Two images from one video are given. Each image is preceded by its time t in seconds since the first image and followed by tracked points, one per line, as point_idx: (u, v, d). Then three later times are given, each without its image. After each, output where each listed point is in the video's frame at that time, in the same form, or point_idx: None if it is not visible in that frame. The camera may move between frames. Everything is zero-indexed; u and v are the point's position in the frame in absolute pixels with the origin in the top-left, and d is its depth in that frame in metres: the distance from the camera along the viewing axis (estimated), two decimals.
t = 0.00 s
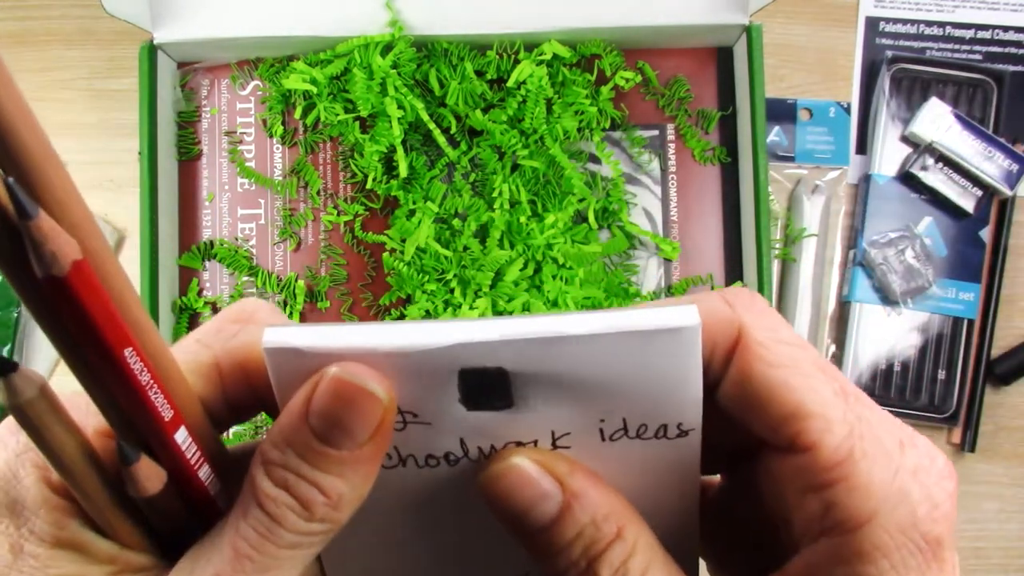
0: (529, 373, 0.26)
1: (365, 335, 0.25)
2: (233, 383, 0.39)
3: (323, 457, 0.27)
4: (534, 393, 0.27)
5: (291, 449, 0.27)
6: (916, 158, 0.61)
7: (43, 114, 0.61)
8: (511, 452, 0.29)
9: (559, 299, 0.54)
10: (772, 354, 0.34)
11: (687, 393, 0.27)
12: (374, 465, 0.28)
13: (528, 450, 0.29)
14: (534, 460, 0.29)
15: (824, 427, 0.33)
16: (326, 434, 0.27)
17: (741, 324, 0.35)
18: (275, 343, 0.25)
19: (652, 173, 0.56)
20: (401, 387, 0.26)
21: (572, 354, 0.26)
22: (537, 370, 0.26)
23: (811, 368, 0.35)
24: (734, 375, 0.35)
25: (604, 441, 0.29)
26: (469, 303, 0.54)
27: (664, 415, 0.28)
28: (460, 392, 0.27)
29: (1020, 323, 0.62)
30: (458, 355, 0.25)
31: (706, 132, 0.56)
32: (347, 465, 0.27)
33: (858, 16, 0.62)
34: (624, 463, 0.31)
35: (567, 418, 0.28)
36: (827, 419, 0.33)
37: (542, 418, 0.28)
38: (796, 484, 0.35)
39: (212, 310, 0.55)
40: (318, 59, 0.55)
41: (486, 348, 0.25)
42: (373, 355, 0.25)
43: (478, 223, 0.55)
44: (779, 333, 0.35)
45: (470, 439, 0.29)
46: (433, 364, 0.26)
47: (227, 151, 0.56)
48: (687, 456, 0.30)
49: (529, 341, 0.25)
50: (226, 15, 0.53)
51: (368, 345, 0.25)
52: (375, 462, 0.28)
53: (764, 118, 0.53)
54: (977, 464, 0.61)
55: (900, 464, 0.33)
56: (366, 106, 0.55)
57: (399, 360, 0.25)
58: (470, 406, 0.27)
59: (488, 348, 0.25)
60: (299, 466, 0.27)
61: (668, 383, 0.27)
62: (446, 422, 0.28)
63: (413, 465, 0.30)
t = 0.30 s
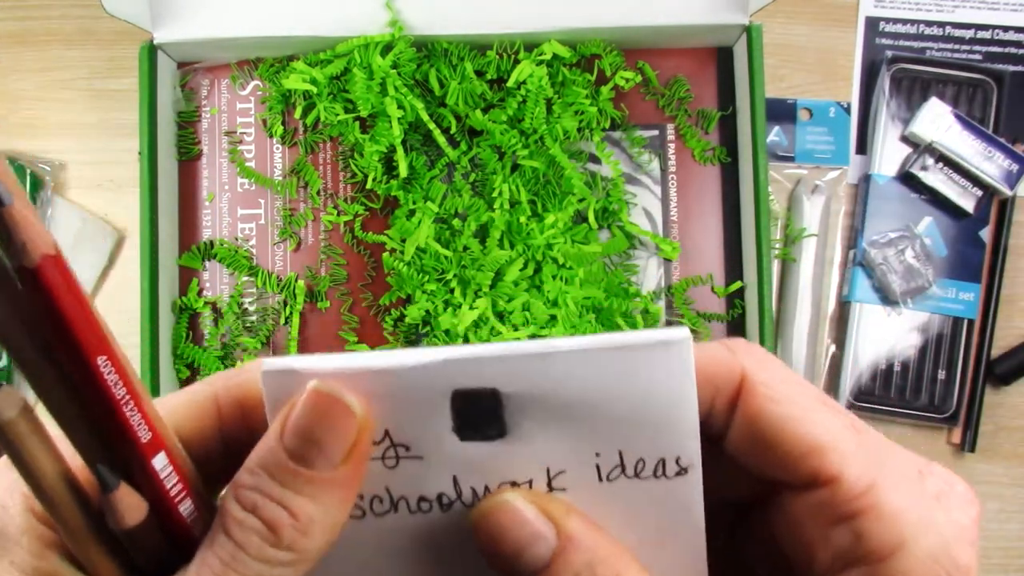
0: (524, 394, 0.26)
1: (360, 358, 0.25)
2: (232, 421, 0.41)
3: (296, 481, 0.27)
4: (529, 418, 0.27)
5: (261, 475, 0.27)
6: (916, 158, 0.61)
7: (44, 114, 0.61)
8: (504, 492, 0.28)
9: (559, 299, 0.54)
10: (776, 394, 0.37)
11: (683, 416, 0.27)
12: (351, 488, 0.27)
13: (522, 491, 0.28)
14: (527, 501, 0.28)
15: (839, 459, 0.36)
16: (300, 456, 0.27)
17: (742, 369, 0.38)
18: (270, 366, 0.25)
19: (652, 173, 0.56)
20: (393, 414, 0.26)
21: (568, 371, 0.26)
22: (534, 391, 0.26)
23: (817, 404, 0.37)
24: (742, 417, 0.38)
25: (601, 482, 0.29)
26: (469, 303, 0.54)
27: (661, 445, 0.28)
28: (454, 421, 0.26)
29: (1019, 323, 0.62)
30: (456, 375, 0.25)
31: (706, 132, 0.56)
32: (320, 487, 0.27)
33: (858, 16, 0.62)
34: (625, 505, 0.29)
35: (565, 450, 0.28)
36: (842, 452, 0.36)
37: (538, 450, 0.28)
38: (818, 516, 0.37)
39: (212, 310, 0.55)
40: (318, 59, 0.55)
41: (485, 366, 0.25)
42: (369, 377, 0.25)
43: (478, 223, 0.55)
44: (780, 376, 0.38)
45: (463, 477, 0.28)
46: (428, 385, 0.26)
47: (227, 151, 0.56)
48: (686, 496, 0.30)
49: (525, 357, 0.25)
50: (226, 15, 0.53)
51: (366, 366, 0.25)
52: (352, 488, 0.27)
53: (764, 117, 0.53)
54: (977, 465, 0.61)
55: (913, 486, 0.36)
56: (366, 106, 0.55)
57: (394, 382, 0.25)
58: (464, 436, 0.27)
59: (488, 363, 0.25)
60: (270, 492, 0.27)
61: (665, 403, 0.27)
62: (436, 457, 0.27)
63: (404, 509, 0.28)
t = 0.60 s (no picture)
0: (529, 517, 0.26)
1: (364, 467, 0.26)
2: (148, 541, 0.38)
3: None
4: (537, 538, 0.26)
5: None
6: (916, 158, 0.61)
7: (43, 114, 0.61)
8: None
9: (559, 299, 0.54)
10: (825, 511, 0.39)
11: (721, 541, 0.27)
12: None
13: None
14: None
15: None
16: None
17: (789, 487, 0.40)
18: (209, 479, 0.26)
19: (652, 172, 0.56)
20: (383, 534, 0.26)
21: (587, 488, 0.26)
22: (541, 513, 0.26)
23: (865, 520, 0.38)
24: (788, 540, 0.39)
25: None
26: (469, 303, 0.54)
27: None
28: (446, 548, 0.26)
29: (1019, 323, 0.62)
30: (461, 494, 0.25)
31: (706, 132, 0.56)
32: None
33: (858, 17, 0.62)
34: None
35: None
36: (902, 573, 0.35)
37: None
38: None
39: (212, 310, 0.55)
40: (318, 59, 0.55)
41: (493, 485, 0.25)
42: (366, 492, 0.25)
43: (478, 223, 0.55)
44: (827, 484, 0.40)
45: None
46: (429, 499, 0.26)
47: (227, 151, 0.56)
48: None
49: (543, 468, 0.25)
50: (226, 14, 0.53)
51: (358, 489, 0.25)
52: None
53: (764, 117, 0.53)
54: (977, 465, 0.61)
55: None
56: (366, 106, 0.55)
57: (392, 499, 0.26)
58: (452, 565, 0.26)
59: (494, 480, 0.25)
60: None
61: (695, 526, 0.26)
62: None
63: None
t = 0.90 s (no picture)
0: (533, 505, 0.25)
1: (353, 453, 0.24)
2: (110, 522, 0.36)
3: None
4: (539, 523, 0.26)
5: None
6: (916, 158, 0.61)
7: (43, 114, 0.61)
8: None
9: (559, 299, 0.54)
10: (856, 497, 0.38)
11: (735, 521, 0.26)
12: None
13: None
14: None
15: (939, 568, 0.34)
16: None
17: (818, 471, 0.39)
18: (177, 466, 0.24)
19: (652, 172, 0.56)
20: (376, 518, 0.25)
21: (594, 474, 0.25)
22: (541, 499, 0.25)
23: (901, 508, 0.37)
24: (817, 529, 0.38)
25: None
26: (469, 303, 0.54)
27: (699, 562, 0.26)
28: (443, 532, 0.25)
29: (1019, 323, 0.62)
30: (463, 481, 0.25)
31: (707, 132, 0.56)
32: None
33: (858, 16, 0.62)
34: None
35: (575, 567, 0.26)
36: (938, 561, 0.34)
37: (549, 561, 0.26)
38: None
39: (212, 310, 0.55)
40: (318, 59, 0.55)
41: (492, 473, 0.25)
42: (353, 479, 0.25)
43: (478, 223, 0.55)
44: (864, 472, 0.39)
45: None
46: (420, 487, 0.25)
47: (227, 151, 0.56)
48: None
49: (543, 454, 0.24)
50: (225, 14, 0.53)
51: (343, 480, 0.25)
52: None
53: (764, 116, 0.53)
54: (977, 465, 0.61)
55: None
56: (366, 106, 0.55)
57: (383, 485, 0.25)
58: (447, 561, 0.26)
59: (488, 467, 0.24)
60: None
61: (710, 508, 0.26)
62: None
63: None
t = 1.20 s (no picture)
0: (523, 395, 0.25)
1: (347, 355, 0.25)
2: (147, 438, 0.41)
3: (238, 497, 0.27)
4: (531, 424, 0.26)
5: (196, 490, 0.27)
6: (916, 158, 0.61)
7: (43, 114, 0.61)
8: (490, 520, 0.26)
9: (559, 299, 0.54)
10: (813, 400, 0.37)
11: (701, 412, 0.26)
12: (299, 512, 0.26)
13: (514, 520, 0.27)
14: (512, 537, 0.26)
15: (896, 471, 0.35)
16: (240, 467, 0.27)
17: (776, 375, 0.38)
18: (207, 368, 0.25)
19: (652, 172, 0.56)
20: (369, 418, 0.25)
21: (579, 368, 0.25)
22: (523, 390, 0.25)
23: (856, 410, 0.37)
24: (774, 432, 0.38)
25: (609, 509, 0.27)
26: (469, 303, 0.54)
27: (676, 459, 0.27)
28: (438, 431, 0.25)
29: (1019, 323, 0.62)
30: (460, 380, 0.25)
31: (706, 132, 0.56)
32: (261, 504, 0.27)
33: (858, 16, 0.62)
34: (639, 543, 0.28)
35: (566, 470, 0.26)
36: (907, 464, 0.35)
37: (541, 463, 0.26)
38: (879, 540, 0.35)
39: (212, 310, 0.55)
40: (318, 59, 0.55)
41: (484, 368, 0.25)
42: (347, 376, 0.25)
43: (478, 223, 0.55)
44: (820, 376, 0.38)
45: (441, 507, 0.26)
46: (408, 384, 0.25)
47: (227, 151, 0.56)
48: (720, 523, 0.28)
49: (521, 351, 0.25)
50: (225, 14, 0.53)
51: (343, 378, 0.25)
52: (302, 513, 0.27)
53: (764, 117, 0.53)
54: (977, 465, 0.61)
55: (981, 495, 0.35)
56: (366, 106, 0.55)
57: (377, 382, 0.25)
58: (442, 453, 0.26)
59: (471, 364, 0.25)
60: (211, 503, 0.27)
61: (684, 402, 0.26)
62: (418, 476, 0.26)
63: (367, 551, 0.26)
